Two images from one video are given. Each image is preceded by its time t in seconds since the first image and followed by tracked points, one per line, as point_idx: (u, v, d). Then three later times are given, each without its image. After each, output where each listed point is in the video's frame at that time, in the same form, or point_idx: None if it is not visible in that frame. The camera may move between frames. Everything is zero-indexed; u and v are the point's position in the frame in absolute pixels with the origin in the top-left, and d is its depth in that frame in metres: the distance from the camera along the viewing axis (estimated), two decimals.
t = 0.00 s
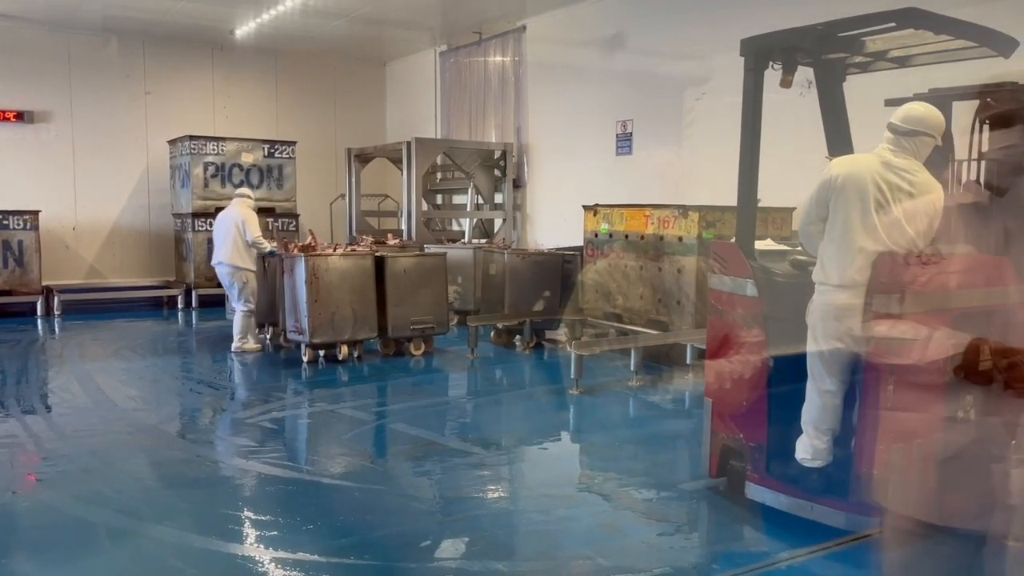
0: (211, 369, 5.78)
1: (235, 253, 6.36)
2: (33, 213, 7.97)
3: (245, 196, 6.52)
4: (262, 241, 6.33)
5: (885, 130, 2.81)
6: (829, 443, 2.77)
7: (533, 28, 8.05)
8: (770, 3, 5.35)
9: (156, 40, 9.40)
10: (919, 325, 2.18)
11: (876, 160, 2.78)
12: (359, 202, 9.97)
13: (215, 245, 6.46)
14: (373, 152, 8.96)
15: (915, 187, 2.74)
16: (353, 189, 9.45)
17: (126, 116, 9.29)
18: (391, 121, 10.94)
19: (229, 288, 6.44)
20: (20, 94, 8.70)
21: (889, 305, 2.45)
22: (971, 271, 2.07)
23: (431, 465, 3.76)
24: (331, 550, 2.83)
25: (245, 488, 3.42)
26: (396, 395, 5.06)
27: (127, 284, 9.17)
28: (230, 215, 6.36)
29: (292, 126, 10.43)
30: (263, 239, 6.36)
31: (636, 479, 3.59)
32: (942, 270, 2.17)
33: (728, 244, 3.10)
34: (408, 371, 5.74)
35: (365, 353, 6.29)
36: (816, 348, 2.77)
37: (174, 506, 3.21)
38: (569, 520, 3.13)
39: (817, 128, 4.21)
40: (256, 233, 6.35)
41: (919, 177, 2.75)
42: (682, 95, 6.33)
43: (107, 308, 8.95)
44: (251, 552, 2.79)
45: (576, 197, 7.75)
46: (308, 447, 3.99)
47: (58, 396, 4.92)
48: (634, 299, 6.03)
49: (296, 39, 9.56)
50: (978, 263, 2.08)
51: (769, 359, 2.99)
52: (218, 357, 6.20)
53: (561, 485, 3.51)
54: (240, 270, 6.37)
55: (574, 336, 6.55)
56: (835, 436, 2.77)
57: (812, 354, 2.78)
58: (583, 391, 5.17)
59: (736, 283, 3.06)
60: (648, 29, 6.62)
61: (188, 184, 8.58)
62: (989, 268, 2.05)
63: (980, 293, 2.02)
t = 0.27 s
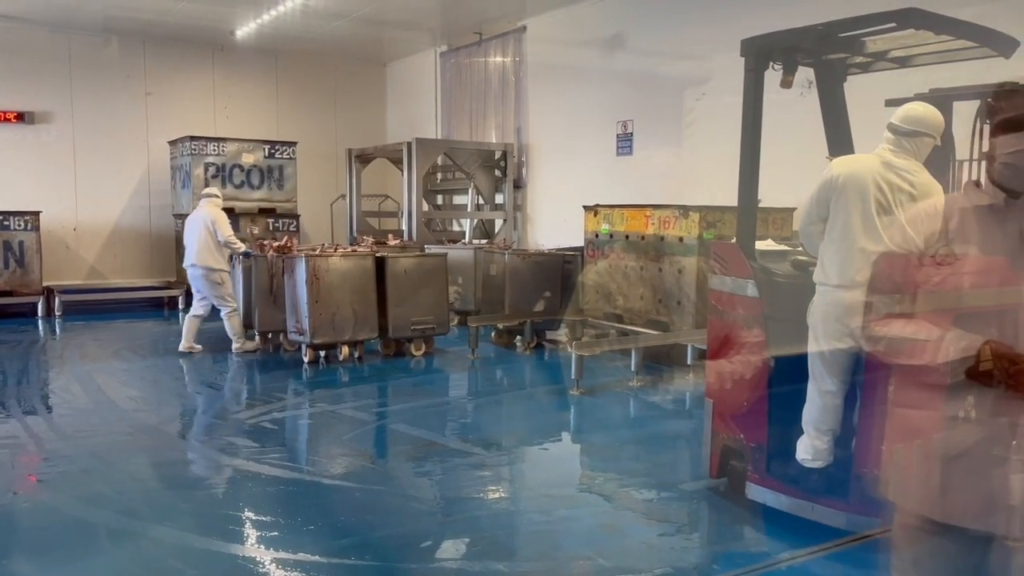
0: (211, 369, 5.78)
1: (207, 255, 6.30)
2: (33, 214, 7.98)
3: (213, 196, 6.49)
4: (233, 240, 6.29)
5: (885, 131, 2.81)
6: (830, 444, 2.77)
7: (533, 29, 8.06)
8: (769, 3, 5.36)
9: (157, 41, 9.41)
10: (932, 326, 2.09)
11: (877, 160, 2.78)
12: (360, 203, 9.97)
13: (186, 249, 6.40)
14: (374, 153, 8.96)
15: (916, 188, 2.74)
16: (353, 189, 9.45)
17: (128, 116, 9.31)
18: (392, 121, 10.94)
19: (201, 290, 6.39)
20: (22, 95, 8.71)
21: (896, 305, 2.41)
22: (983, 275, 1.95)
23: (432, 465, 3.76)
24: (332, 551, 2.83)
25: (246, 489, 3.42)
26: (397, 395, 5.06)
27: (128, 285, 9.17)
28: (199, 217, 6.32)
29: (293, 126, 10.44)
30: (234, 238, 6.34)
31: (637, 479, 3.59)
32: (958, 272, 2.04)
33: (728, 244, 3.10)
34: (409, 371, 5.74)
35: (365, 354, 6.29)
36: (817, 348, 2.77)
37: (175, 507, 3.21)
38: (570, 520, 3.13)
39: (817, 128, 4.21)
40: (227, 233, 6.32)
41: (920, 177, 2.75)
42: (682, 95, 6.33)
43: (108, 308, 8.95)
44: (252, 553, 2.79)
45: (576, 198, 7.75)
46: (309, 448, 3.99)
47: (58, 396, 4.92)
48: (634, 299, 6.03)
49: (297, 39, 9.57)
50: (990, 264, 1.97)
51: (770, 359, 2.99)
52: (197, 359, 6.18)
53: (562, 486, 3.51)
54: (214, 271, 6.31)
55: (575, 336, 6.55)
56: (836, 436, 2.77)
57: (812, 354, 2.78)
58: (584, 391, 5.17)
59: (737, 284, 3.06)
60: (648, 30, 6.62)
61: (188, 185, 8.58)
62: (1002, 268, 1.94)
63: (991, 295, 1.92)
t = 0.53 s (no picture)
0: (215, 370, 5.79)
1: (181, 254, 6.28)
2: (38, 215, 8.00)
3: (190, 194, 6.43)
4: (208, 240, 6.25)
5: (889, 130, 2.81)
6: (834, 444, 2.78)
7: (537, 29, 8.05)
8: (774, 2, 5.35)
9: (161, 41, 9.43)
10: (940, 322, 2.06)
11: (881, 160, 2.77)
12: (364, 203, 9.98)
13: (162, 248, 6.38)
14: (378, 153, 8.97)
15: (921, 188, 2.73)
16: (357, 189, 9.46)
17: (132, 117, 9.33)
18: (395, 122, 10.95)
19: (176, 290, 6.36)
20: (27, 97, 8.73)
21: (901, 303, 2.39)
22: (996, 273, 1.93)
23: (436, 465, 3.77)
24: (337, 551, 2.83)
25: (250, 489, 3.43)
26: (401, 395, 5.07)
27: (132, 285, 9.19)
28: (175, 215, 6.29)
29: (296, 127, 10.45)
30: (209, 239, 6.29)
31: (641, 480, 3.59)
32: (968, 268, 2.01)
33: (731, 244, 3.09)
34: (413, 371, 5.74)
35: (369, 354, 6.30)
36: (821, 348, 2.77)
37: (179, 506, 3.22)
38: (574, 520, 3.13)
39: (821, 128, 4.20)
40: (202, 233, 6.28)
41: (924, 177, 2.74)
42: (686, 95, 6.32)
43: (113, 309, 8.97)
44: (257, 554, 2.80)
45: (580, 198, 7.75)
46: (313, 448, 4.00)
47: (63, 396, 4.94)
48: (638, 299, 6.03)
49: (300, 40, 9.58)
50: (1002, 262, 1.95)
51: (774, 360, 2.99)
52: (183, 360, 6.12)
53: (566, 486, 3.51)
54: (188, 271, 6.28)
55: (579, 336, 6.55)
56: (839, 437, 2.77)
57: (817, 354, 2.78)
58: (587, 391, 5.17)
59: (740, 284, 3.05)
60: (651, 29, 6.62)
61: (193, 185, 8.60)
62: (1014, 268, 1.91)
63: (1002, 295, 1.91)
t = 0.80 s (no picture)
0: (224, 369, 5.81)
1: (162, 258, 6.17)
2: (48, 215, 8.04)
3: (173, 197, 6.32)
4: (190, 243, 6.16)
5: (898, 129, 2.80)
6: (842, 444, 2.78)
7: (544, 29, 8.05)
8: (781, 1, 5.33)
9: (170, 43, 9.47)
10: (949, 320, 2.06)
11: (890, 160, 2.77)
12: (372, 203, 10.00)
13: (142, 251, 6.28)
14: (385, 153, 8.98)
15: (930, 187, 2.71)
16: (365, 189, 9.47)
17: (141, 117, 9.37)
18: (403, 122, 10.97)
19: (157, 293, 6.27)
20: (37, 98, 8.79)
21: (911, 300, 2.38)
22: (1004, 273, 1.93)
23: (443, 465, 3.78)
24: (344, 550, 2.84)
25: (259, 488, 3.44)
26: (408, 395, 5.08)
27: (141, 285, 9.23)
28: (156, 218, 6.18)
29: (304, 127, 10.47)
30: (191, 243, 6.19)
31: (648, 480, 3.59)
32: (978, 266, 2.00)
33: (739, 244, 3.08)
34: (420, 371, 5.75)
35: (377, 353, 6.31)
36: (829, 348, 2.77)
37: (189, 506, 3.23)
38: (581, 520, 3.13)
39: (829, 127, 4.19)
40: (184, 237, 6.18)
41: (933, 176, 2.72)
42: (694, 95, 6.31)
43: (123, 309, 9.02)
44: (265, 553, 2.80)
45: (588, 197, 7.74)
46: (321, 447, 4.01)
47: (73, 396, 4.96)
48: (645, 299, 6.03)
49: (308, 40, 9.60)
50: (1012, 260, 1.93)
51: (782, 359, 2.99)
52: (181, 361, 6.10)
53: (573, 485, 3.51)
54: (168, 274, 6.17)
55: (586, 336, 6.55)
56: (848, 436, 2.77)
57: (825, 354, 2.78)
58: (595, 391, 5.17)
59: (749, 284, 3.04)
60: (659, 29, 6.61)
61: (201, 185, 8.63)
62: (1023, 267, 1.89)
63: (1010, 293, 1.89)
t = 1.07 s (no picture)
0: (237, 368, 5.84)
1: (144, 258, 6.11)
2: (63, 215, 8.11)
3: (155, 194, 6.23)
4: (171, 241, 6.09)
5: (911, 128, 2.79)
6: (855, 444, 2.77)
7: (555, 28, 8.05)
8: None
9: (182, 43, 9.52)
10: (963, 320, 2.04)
11: (903, 158, 2.75)
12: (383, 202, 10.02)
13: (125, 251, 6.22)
14: (397, 152, 9.00)
15: (943, 186, 2.71)
16: (377, 188, 9.49)
17: (154, 118, 9.42)
18: (415, 121, 10.99)
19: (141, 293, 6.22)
20: (52, 98, 8.86)
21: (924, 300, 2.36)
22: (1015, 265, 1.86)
23: (454, 464, 3.78)
24: (356, 549, 2.85)
25: (271, 487, 3.45)
26: (420, 394, 5.09)
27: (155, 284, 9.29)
28: (136, 217, 6.11)
29: (316, 127, 10.50)
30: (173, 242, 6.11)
31: (660, 479, 3.58)
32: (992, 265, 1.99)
33: (752, 243, 3.07)
34: (432, 370, 5.76)
35: (388, 352, 6.33)
36: (843, 348, 2.76)
37: (202, 504, 3.25)
38: (592, 520, 3.13)
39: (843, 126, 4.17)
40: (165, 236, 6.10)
41: (946, 175, 2.72)
42: (706, 93, 6.29)
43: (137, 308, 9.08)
44: (278, 551, 2.82)
45: (599, 197, 7.73)
46: (333, 446, 4.03)
47: (88, 394, 5.00)
48: (657, 299, 6.01)
49: (320, 40, 9.63)
50: None
51: (794, 359, 2.97)
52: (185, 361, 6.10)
53: (585, 485, 3.51)
54: (150, 274, 6.11)
55: (597, 336, 6.55)
56: (861, 436, 2.76)
57: (838, 354, 2.78)
58: (606, 390, 5.16)
59: (761, 283, 3.03)
60: (671, 28, 6.59)
61: (214, 185, 8.67)
62: None
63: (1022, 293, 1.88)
